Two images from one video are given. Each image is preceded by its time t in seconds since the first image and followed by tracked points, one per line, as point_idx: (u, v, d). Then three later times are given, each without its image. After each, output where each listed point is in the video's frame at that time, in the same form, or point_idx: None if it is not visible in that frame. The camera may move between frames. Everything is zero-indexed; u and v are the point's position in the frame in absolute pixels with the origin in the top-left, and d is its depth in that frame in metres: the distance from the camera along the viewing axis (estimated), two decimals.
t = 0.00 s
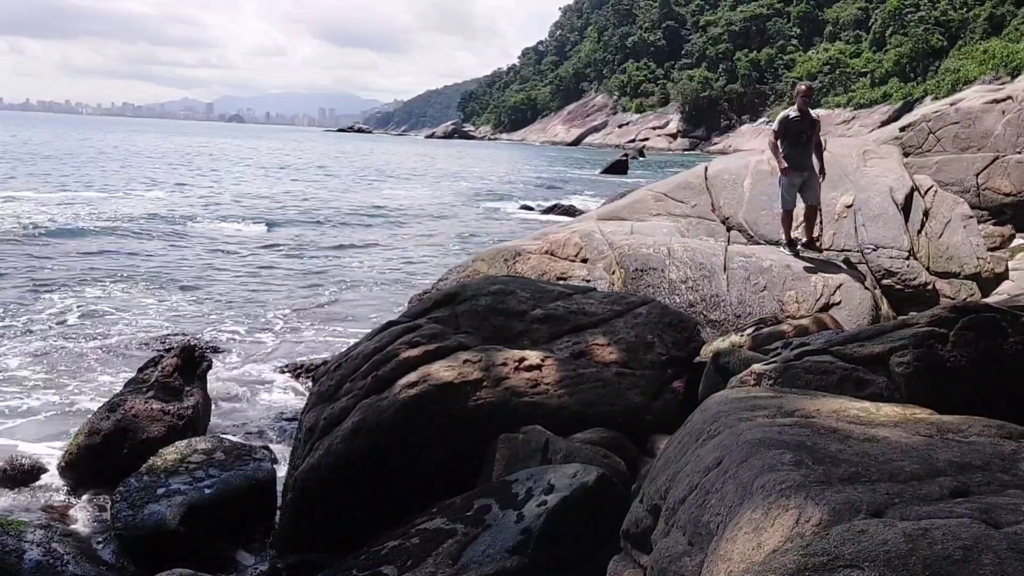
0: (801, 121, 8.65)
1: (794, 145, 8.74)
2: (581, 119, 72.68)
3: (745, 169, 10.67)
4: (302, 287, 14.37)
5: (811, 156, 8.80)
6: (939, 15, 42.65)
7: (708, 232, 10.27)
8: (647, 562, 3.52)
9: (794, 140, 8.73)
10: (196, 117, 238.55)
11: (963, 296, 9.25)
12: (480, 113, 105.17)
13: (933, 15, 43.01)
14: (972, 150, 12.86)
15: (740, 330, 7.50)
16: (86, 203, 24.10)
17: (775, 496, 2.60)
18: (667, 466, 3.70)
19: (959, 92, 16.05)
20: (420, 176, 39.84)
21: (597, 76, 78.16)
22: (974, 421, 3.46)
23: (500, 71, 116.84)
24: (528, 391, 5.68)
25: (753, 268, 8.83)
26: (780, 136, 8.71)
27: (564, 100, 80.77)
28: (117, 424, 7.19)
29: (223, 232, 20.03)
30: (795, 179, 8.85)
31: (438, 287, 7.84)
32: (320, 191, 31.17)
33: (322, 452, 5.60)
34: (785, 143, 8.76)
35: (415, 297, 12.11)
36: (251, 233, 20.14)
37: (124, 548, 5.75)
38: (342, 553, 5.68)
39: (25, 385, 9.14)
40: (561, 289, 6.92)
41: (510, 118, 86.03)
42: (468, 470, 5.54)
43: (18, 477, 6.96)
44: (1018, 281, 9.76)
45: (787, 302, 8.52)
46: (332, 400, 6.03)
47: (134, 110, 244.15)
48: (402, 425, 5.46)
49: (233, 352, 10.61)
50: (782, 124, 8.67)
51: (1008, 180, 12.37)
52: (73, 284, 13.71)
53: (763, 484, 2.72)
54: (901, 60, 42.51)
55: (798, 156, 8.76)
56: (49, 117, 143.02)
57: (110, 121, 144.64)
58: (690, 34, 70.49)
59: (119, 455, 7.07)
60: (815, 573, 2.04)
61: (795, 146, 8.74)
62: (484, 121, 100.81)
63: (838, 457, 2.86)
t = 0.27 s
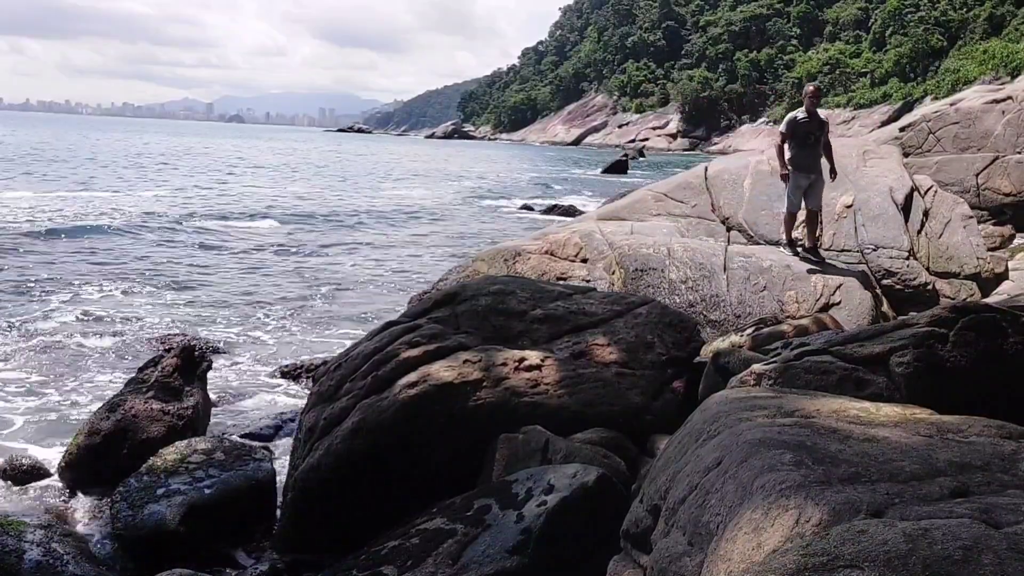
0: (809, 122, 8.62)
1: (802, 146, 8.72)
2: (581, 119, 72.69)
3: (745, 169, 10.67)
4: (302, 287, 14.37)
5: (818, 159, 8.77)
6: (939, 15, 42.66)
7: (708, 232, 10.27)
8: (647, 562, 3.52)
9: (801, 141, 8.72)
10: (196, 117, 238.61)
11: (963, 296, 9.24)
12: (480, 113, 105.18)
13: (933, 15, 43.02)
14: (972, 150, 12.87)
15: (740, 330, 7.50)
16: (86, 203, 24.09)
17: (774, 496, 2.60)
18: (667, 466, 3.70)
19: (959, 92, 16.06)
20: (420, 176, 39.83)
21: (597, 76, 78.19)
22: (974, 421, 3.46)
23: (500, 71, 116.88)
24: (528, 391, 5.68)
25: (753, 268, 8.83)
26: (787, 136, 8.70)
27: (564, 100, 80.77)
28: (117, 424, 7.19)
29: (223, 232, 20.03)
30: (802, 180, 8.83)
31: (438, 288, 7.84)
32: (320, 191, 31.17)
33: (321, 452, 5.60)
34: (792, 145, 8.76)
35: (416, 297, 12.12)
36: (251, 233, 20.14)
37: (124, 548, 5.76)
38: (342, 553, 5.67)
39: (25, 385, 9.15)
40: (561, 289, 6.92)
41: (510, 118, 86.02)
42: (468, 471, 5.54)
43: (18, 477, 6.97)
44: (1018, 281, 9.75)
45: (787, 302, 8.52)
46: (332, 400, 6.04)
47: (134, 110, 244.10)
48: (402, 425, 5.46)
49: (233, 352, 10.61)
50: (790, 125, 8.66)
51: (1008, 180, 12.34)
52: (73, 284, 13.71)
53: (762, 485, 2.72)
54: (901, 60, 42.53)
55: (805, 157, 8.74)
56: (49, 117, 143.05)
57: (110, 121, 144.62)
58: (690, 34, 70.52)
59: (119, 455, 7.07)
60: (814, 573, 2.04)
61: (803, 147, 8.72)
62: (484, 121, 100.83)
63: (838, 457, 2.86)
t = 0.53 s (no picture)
0: (818, 123, 8.67)
1: (810, 148, 8.74)
2: (581, 119, 72.69)
3: (745, 169, 10.67)
4: (302, 287, 14.37)
5: (826, 162, 8.78)
6: (939, 15, 42.69)
7: (708, 232, 10.27)
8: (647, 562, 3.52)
9: (809, 143, 8.75)
10: (195, 117, 238.71)
11: (963, 296, 9.24)
12: (480, 114, 105.16)
13: (934, 15, 43.04)
14: (972, 150, 12.87)
15: (740, 330, 7.50)
16: (86, 203, 24.08)
17: (774, 496, 2.60)
18: (667, 466, 3.70)
19: (958, 92, 16.08)
20: (420, 176, 39.82)
21: (597, 76, 78.20)
22: (973, 420, 3.47)
23: (500, 71, 116.85)
24: (528, 391, 5.68)
25: (753, 268, 8.84)
26: (795, 137, 8.74)
27: (564, 101, 80.78)
28: (117, 424, 7.18)
29: (223, 232, 20.02)
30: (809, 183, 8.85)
31: (439, 288, 7.84)
32: (319, 191, 31.13)
33: (321, 452, 5.61)
34: (800, 147, 8.78)
35: (416, 297, 12.12)
36: (251, 233, 20.13)
37: (124, 547, 5.76)
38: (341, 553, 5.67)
39: (25, 384, 9.15)
40: (561, 289, 6.92)
41: (510, 118, 86.01)
42: (468, 471, 5.54)
43: (18, 477, 6.96)
44: (1018, 281, 9.75)
45: (787, 302, 8.53)
46: (332, 400, 6.04)
47: (134, 110, 244.30)
48: (402, 425, 5.46)
49: (234, 352, 10.61)
50: (798, 127, 8.71)
51: (1008, 180, 12.29)
52: (73, 284, 13.70)
53: (762, 485, 2.72)
54: (901, 60, 42.54)
55: (814, 158, 8.75)
56: (49, 117, 143.09)
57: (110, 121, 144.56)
58: (690, 34, 70.55)
59: (119, 455, 7.07)
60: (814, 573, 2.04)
61: (811, 148, 8.75)
62: (484, 121, 100.79)
63: (838, 457, 2.86)
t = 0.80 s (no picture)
0: (821, 124, 8.67)
1: (813, 150, 8.74)
2: (581, 119, 72.68)
3: (745, 169, 10.67)
4: (301, 287, 14.36)
5: (830, 161, 8.79)
6: (939, 15, 42.69)
7: (708, 232, 10.27)
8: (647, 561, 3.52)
9: (812, 144, 8.75)
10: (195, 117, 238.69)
11: (963, 296, 9.23)
12: (479, 113, 105.13)
13: (933, 15, 43.05)
14: (972, 150, 12.88)
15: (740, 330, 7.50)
16: (86, 203, 24.07)
17: (774, 496, 2.60)
18: (667, 466, 3.69)
19: (958, 92, 16.09)
20: (419, 176, 39.80)
21: (597, 76, 78.19)
22: (974, 420, 3.46)
23: (500, 71, 116.86)
24: (528, 391, 5.68)
25: (753, 268, 8.84)
26: (798, 139, 8.73)
27: (564, 101, 80.75)
28: (117, 424, 7.18)
29: (222, 232, 20.01)
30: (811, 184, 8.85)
31: (440, 288, 7.84)
32: (319, 191, 31.11)
33: (321, 452, 5.61)
34: (802, 148, 8.79)
35: (415, 297, 12.10)
36: (251, 233, 20.10)
37: (125, 547, 5.77)
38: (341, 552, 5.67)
39: (25, 385, 9.14)
40: (561, 289, 6.91)
41: (510, 119, 85.97)
42: (468, 470, 5.54)
43: (18, 477, 6.96)
44: (1018, 281, 9.75)
45: (787, 302, 8.53)
46: (332, 400, 6.04)
47: (134, 110, 244.27)
48: (402, 424, 5.46)
49: (233, 352, 10.60)
50: (801, 128, 8.70)
51: (1008, 180, 12.21)
52: (73, 285, 13.70)
53: (762, 484, 2.72)
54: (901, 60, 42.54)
55: (817, 159, 8.75)
56: (49, 117, 143.12)
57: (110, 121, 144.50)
58: (690, 34, 70.54)
59: (119, 455, 7.06)
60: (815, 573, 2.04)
61: (813, 150, 8.75)
62: (484, 121, 100.72)
63: (838, 457, 2.86)
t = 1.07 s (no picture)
0: (820, 124, 8.67)
1: (812, 149, 8.74)
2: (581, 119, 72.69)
3: (745, 169, 10.67)
4: (301, 287, 14.35)
5: (830, 161, 8.80)
6: (939, 15, 42.70)
7: (708, 232, 10.28)
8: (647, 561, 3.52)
9: (811, 144, 8.75)
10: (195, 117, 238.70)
11: (963, 296, 9.22)
12: (479, 113, 105.11)
13: (933, 15, 43.05)
14: (972, 150, 12.88)
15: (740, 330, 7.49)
16: (86, 203, 24.06)
17: (774, 496, 2.60)
18: (667, 466, 3.69)
19: (958, 92, 16.09)
20: (419, 176, 39.79)
21: (597, 76, 78.20)
22: (974, 420, 3.46)
23: (500, 71, 116.88)
24: (528, 391, 5.68)
25: (753, 268, 8.84)
26: (798, 139, 8.73)
27: (564, 101, 80.75)
28: (117, 424, 7.18)
29: (222, 232, 20.00)
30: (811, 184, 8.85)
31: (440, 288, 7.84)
32: (319, 191, 31.10)
33: (321, 452, 5.61)
34: (802, 148, 8.79)
35: (416, 297, 12.09)
36: (251, 233, 20.11)
37: (125, 547, 5.76)
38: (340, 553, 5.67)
39: (25, 385, 9.14)
40: (561, 289, 6.91)
41: (510, 119, 85.93)
42: (468, 471, 5.54)
43: (17, 477, 6.95)
44: (1018, 281, 9.74)
45: (787, 302, 8.53)
46: (332, 400, 6.04)
47: (134, 110, 244.32)
48: (402, 424, 5.46)
49: (234, 352, 10.60)
50: (801, 127, 8.70)
51: (1008, 180, 12.24)
52: (73, 284, 13.70)
53: (762, 484, 2.72)
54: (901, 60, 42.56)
55: (817, 159, 8.75)
56: (50, 117, 143.13)
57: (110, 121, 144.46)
58: (690, 34, 70.56)
59: (119, 455, 7.07)
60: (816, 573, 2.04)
61: (813, 150, 8.75)
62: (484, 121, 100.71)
63: (838, 457, 2.86)
